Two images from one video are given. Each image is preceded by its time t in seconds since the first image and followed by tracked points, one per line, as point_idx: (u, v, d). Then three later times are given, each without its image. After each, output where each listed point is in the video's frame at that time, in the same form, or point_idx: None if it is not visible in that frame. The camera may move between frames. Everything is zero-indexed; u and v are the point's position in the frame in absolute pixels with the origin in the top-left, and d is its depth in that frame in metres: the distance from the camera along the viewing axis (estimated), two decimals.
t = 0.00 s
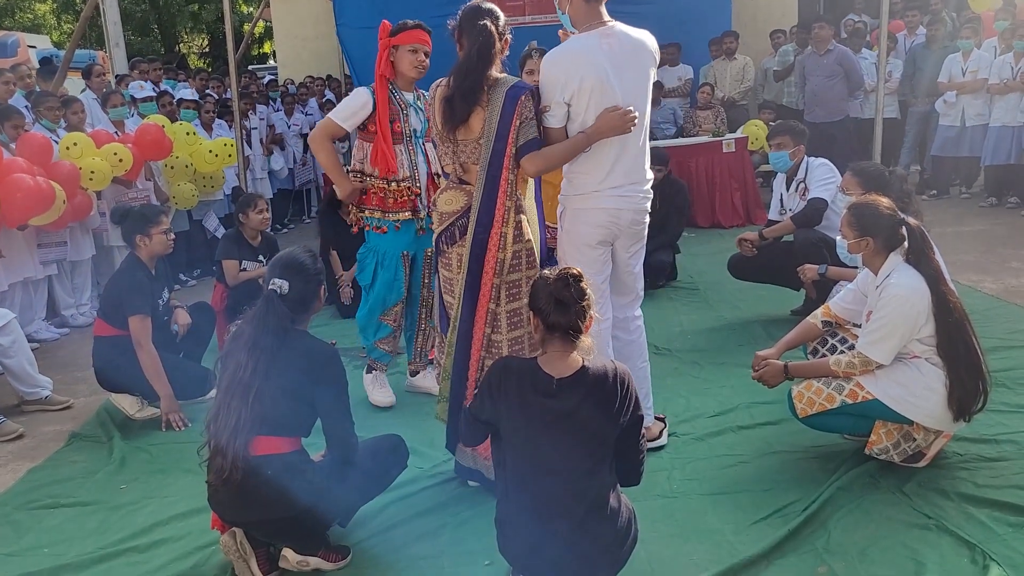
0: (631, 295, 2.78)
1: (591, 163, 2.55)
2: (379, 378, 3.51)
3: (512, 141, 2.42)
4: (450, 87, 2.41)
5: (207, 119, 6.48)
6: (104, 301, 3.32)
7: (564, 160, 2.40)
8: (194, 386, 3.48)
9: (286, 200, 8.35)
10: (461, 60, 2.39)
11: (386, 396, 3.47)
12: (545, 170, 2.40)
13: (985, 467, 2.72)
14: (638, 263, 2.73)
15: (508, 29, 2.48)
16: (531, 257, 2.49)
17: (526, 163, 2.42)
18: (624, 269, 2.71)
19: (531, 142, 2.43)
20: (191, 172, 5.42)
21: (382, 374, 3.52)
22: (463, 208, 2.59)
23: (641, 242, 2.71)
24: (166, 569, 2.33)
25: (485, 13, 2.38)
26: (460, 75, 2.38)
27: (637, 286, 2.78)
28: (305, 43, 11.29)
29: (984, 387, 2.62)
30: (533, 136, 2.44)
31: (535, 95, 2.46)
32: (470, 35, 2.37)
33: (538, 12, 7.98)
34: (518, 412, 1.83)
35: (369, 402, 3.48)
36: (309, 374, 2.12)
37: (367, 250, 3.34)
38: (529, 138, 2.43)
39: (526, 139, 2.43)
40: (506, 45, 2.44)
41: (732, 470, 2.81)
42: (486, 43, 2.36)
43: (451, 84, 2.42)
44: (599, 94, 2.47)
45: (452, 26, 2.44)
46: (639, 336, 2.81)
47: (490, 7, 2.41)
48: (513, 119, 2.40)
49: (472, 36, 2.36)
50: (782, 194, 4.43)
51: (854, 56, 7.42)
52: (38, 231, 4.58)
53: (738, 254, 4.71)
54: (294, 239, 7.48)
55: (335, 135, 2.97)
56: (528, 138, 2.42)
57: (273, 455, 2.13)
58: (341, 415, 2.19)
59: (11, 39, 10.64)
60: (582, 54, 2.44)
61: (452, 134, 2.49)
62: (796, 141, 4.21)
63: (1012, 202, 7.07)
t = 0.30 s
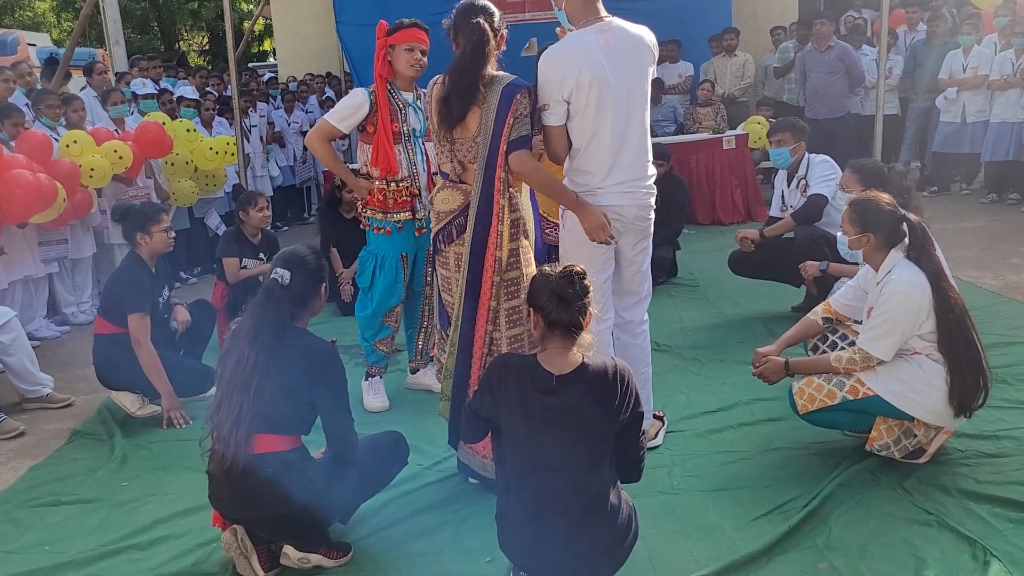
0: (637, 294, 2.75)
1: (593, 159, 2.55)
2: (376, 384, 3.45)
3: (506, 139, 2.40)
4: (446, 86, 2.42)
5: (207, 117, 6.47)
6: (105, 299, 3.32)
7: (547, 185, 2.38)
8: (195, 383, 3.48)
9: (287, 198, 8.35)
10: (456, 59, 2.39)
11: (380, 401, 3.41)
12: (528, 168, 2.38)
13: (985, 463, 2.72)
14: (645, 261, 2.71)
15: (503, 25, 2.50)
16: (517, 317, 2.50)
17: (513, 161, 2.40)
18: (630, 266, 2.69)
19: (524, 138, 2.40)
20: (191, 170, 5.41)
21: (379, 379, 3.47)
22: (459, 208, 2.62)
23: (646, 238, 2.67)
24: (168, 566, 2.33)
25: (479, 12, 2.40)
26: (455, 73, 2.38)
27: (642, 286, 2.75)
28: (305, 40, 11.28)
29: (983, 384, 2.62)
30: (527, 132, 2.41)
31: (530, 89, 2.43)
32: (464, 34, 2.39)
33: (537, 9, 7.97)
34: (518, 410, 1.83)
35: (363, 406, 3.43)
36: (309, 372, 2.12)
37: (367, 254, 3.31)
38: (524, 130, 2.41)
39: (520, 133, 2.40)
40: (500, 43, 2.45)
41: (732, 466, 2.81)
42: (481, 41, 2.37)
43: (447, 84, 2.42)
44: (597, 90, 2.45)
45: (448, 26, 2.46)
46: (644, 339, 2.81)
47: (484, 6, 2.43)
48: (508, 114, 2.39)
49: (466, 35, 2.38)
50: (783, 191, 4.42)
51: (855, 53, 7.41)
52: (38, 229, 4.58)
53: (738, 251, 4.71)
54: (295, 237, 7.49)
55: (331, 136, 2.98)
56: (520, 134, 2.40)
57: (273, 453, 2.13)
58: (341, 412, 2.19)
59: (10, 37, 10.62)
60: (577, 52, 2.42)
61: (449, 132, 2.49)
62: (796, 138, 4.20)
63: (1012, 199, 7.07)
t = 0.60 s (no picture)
0: (650, 295, 2.71)
1: (595, 155, 2.54)
2: (376, 381, 3.45)
3: (498, 141, 2.42)
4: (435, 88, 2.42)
5: (206, 115, 6.45)
6: (104, 296, 3.32)
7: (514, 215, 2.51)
8: (195, 381, 3.48)
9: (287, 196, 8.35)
10: (444, 62, 2.39)
11: (380, 399, 3.41)
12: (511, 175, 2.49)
13: (985, 460, 2.72)
14: (659, 258, 2.69)
15: (491, 24, 2.50)
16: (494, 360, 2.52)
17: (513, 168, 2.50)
18: (641, 265, 2.67)
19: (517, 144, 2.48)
20: (190, 167, 5.40)
21: (380, 376, 3.46)
22: (449, 207, 2.58)
23: (658, 235, 2.66)
24: (168, 563, 2.33)
25: (466, 14, 2.39)
26: (442, 77, 2.39)
27: (659, 286, 2.71)
28: (304, 38, 11.27)
29: (982, 380, 2.62)
30: (517, 141, 2.47)
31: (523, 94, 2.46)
32: (451, 36, 2.38)
33: (537, 6, 7.96)
34: (517, 408, 1.83)
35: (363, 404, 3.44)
36: (308, 370, 2.12)
37: (364, 251, 3.31)
38: (513, 143, 2.47)
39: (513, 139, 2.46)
40: (488, 43, 2.46)
41: (732, 463, 2.81)
42: (467, 44, 2.37)
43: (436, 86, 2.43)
44: (600, 87, 2.46)
45: (435, 28, 2.46)
46: (660, 341, 2.71)
47: (472, 7, 2.42)
48: (499, 116, 2.40)
49: (453, 37, 2.37)
50: (783, 188, 4.42)
51: (855, 49, 7.41)
52: (38, 227, 4.58)
53: (738, 248, 4.71)
54: (295, 235, 7.48)
55: (330, 135, 2.99)
56: (512, 142, 2.46)
57: (274, 451, 2.13)
58: (339, 409, 2.19)
59: (9, 34, 10.60)
60: (583, 47, 2.44)
61: (439, 135, 2.49)
62: (796, 135, 4.20)
63: (1012, 195, 7.06)
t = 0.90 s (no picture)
0: (668, 292, 2.66)
1: (611, 152, 2.54)
2: (375, 379, 3.45)
3: (491, 137, 2.43)
4: (425, 87, 2.47)
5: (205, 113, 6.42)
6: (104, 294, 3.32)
7: (513, 210, 2.50)
8: (195, 379, 3.48)
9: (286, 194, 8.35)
10: (433, 61, 2.44)
11: (380, 397, 3.41)
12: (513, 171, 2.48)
13: (984, 458, 2.72)
14: (680, 254, 2.66)
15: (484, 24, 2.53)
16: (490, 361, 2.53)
17: (505, 161, 2.46)
18: (658, 264, 2.65)
19: (513, 139, 2.46)
20: (189, 164, 5.39)
21: (379, 374, 3.46)
22: (443, 204, 2.65)
23: (680, 232, 2.65)
24: (168, 561, 2.34)
25: (457, 13, 2.42)
26: (432, 76, 2.43)
27: (677, 286, 2.67)
28: (304, 36, 11.26)
29: (982, 377, 2.62)
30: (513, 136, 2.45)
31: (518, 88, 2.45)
32: (441, 35, 2.41)
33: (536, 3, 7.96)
34: (516, 405, 1.83)
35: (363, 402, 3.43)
36: (307, 368, 2.12)
37: (363, 250, 3.31)
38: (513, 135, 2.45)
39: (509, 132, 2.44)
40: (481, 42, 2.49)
41: (732, 461, 2.81)
42: (455, 43, 2.40)
43: (427, 85, 2.47)
44: (610, 84, 2.46)
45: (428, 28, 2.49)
46: (676, 341, 2.71)
47: (465, 7, 2.44)
48: (493, 112, 2.40)
49: (442, 36, 2.41)
50: (782, 185, 4.42)
51: (854, 47, 7.41)
52: (37, 225, 4.58)
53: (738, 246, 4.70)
54: (294, 233, 7.48)
55: (327, 134, 2.99)
56: (507, 137, 2.44)
57: (274, 449, 2.14)
58: (338, 408, 2.18)
59: (9, 32, 10.60)
60: (594, 44, 2.46)
61: (433, 132, 2.54)
62: (795, 134, 4.20)
63: (1012, 193, 7.06)
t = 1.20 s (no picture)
0: (665, 291, 2.66)
1: (606, 150, 2.54)
2: (376, 378, 3.45)
3: (513, 125, 2.43)
4: (445, 81, 2.41)
5: (205, 112, 6.40)
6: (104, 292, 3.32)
7: (535, 197, 2.51)
8: (195, 377, 3.49)
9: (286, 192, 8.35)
10: (449, 58, 2.39)
11: (380, 396, 3.41)
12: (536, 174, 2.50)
13: (983, 455, 2.72)
14: (675, 253, 2.66)
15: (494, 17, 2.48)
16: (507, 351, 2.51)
17: (529, 147, 2.47)
18: (654, 262, 2.64)
19: (534, 128, 2.47)
20: (190, 163, 5.38)
21: (379, 373, 3.47)
22: (462, 198, 2.58)
23: (676, 229, 2.64)
24: (169, 559, 2.34)
25: (470, 8, 2.37)
26: (451, 71, 2.38)
27: (675, 284, 2.67)
28: (303, 34, 11.25)
29: (982, 377, 2.62)
30: (535, 120, 2.46)
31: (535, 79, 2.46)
32: (456, 32, 2.37)
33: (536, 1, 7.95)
34: (517, 404, 1.84)
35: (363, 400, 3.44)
36: (308, 366, 2.12)
37: (363, 249, 3.31)
38: (531, 122, 2.46)
39: (529, 122, 2.46)
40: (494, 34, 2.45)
41: (731, 459, 2.81)
42: (473, 38, 2.36)
43: (445, 80, 2.42)
44: (606, 82, 2.46)
45: (438, 24, 2.45)
46: (675, 338, 2.71)
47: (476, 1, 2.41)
48: (515, 103, 2.41)
49: (458, 32, 2.36)
50: (783, 183, 4.42)
51: (854, 45, 7.40)
52: (37, 224, 4.58)
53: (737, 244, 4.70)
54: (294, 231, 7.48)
55: (328, 133, 2.98)
56: (529, 123, 2.46)
57: (274, 448, 2.14)
58: (338, 406, 2.18)
59: (8, 30, 10.60)
60: (590, 42, 2.45)
61: (449, 128, 2.50)
62: (794, 132, 4.21)
63: (1012, 190, 7.06)
